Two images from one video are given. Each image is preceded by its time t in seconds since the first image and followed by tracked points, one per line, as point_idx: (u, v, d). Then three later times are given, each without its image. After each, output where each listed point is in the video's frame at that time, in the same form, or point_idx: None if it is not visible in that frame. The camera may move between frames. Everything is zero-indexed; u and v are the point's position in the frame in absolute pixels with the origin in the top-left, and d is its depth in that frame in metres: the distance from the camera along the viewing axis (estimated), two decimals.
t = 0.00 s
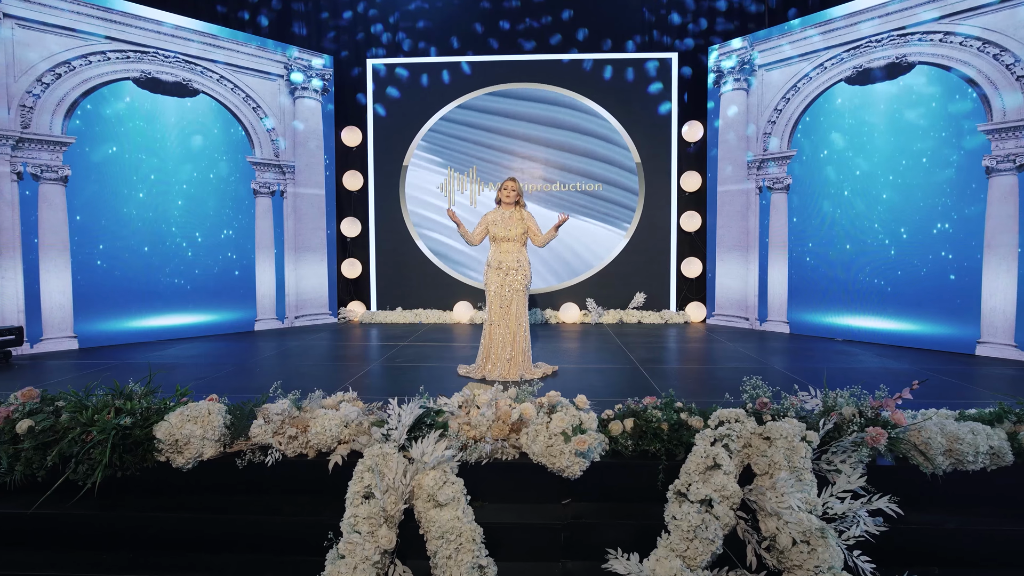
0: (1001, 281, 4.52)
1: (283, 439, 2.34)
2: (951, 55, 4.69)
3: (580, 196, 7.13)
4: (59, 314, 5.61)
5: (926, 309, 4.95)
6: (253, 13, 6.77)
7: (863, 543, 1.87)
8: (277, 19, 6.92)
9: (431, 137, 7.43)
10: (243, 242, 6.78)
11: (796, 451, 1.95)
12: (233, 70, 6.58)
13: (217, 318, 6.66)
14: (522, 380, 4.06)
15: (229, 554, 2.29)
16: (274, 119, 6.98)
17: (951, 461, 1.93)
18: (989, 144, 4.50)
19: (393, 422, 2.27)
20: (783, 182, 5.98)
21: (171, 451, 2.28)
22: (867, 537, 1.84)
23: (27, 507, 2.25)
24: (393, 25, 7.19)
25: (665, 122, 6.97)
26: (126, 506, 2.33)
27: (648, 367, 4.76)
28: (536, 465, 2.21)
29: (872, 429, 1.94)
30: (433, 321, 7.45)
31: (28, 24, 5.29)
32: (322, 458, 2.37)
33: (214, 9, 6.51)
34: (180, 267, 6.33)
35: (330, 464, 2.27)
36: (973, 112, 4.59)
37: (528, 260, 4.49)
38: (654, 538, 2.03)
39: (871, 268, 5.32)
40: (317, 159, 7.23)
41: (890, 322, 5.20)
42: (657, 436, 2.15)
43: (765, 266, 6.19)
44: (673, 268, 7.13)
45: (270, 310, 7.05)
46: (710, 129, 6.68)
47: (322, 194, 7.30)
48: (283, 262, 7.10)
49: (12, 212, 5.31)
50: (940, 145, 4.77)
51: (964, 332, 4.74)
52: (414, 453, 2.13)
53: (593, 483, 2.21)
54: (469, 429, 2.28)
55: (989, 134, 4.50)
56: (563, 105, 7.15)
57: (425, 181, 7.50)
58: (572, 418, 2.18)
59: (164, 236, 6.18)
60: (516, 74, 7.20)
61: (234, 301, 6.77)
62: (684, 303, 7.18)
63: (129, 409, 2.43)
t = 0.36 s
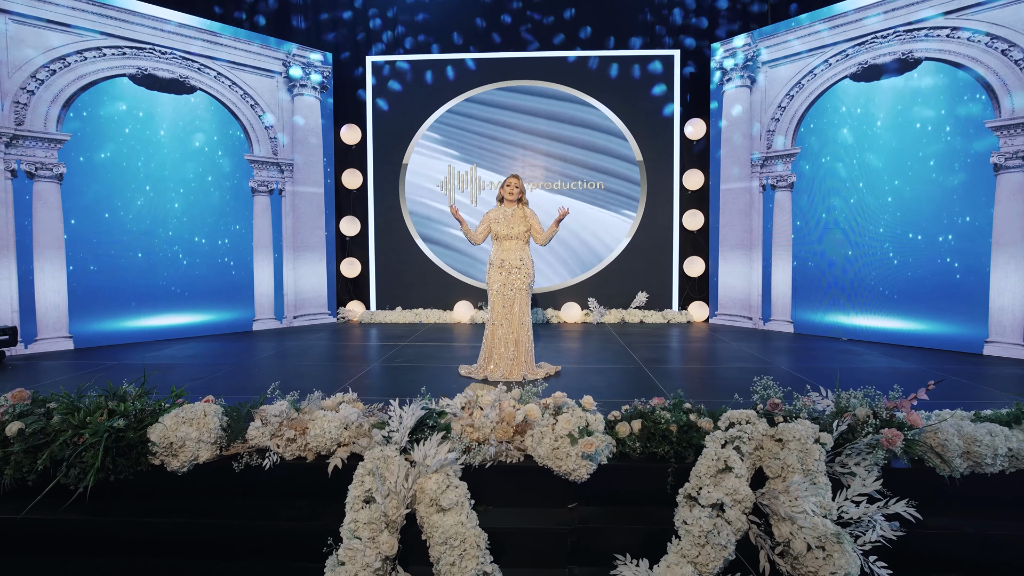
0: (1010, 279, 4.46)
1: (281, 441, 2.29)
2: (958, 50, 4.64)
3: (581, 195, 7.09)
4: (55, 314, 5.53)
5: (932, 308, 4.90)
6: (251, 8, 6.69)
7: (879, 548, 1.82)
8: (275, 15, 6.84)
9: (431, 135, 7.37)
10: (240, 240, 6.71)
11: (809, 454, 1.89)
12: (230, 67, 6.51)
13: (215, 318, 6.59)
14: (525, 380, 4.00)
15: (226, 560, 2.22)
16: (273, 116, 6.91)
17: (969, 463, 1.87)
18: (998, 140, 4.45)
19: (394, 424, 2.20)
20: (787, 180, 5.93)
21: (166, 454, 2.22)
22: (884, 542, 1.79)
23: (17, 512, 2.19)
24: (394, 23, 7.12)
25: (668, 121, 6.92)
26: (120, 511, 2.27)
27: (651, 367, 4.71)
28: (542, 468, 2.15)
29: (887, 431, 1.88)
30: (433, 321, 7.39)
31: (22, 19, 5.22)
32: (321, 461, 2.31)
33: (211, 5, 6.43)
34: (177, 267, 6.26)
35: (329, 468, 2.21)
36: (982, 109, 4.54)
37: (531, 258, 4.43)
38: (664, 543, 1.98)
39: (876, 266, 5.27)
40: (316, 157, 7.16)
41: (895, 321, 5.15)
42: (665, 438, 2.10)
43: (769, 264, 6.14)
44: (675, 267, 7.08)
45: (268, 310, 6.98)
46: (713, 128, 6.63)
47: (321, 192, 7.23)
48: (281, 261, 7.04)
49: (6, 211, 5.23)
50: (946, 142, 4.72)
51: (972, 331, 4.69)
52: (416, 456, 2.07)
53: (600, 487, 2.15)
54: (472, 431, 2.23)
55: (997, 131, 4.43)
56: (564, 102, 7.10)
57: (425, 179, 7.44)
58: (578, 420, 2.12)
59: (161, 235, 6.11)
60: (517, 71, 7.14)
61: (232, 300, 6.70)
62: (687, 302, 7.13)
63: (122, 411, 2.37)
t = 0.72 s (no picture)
0: (1015, 278, 4.43)
1: (277, 445, 2.23)
2: (961, 45, 4.62)
3: (581, 193, 7.04)
4: (47, 315, 5.44)
5: (936, 307, 4.87)
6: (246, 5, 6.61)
7: (894, 554, 1.76)
8: (271, 11, 6.76)
9: (430, 133, 7.31)
10: (235, 238, 6.62)
11: (821, 457, 1.84)
12: (226, 64, 6.43)
13: (210, 318, 6.51)
14: (526, 381, 3.94)
15: (221, 568, 2.16)
16: (269, 113, 6.83)
17: (985, 466, 1.82)
18: (1003, 138, 4.42)
19: (394, 427, 2.14)
20: (789, 179, 5.90)
21: (158, 458, 2.16)
22: (899, 548, 1.74)
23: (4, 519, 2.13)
24: (393, 21, 7.06)
25: (669, 120, 6.87)
26: (111, 518, 2.21)
27: (653, 367, 4.66)
28: (545, 472, 2.10)
29: (901, 433, 1.83)
30: (431, 321, 7.33)
31: (13, 15, 5.13)
32: (319, 465, 2.25)
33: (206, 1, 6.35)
34: (173, 267, 6.19)
35: (327, 472, 2.15)
36: (987, 106, 4.51)
37: (532, 257, 4.38)
38: (672, 550, 1.93)
39: (877, 264, 5.25)
40: (312, 155, 7.09)
41: (898, 321, 5.12)
42: (673, 440, 2.04)
43: (770, 263, 6.11)
44: (675, 266, 7.03)
45: (265, 310, 6.90)
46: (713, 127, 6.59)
47: (318, 191, 7.16)
48: (278, 261, 6.97)
49: None
50: (950, 139, 4.68)
51: (977, 330, 4.66)
52: (416, 460, 2.02)
53: (607, 491, 2.09)
54: (475, 434, 2.18)
55: (1001, 128, 4.41)
56: (564, 100, 7.04)
57: (424, 178, 7.38)
58: (583, 422, 2.07)
59: (156, 235, 6.03)
60: (516, 68, 7.09)
61: (228, 300, 6.63)
62: (687, 302, 7.08)
63: (113, 414, 2.30)
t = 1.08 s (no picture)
0: (1019, 277, 4.41)
1: (274, 450, 2.16)
2: (964, 42, 4.59)
3: (580, 192, 6.99)
4: (38, 315, 5.35)
5: (939, 306, 4.84)
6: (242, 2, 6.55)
7: (910, 560, 1.71)
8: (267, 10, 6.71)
9: (428, 131, 7.25)
10: (231, 238, 6.55)
11: (834, 461, 1.78)
12: (221, 61, 6.35)
13: (205, 319, 6.43)
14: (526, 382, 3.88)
15: None
16: (264, 112, 6.75)
17: (1002, 470, 1.77)
18: (1007, 136, 4.39)
19: (394, 431, 2.09)
20: (790, 177, 5.87)
21: (150, 464, 2.10)
22: (915, 555, 1.68)
23: None
24: (393, 19, 7.00)
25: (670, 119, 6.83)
26: (101, 526, 2.14)
27: (655, 367, 4.60)
28: (549, 477, 2.04)
29: (915, 436, 1.78)
30: (429, 321, 7.27)
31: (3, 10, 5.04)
32: (317, 470, 2.19)
33: None
34: (167, 267, 6.10)
35: (325, 477, 2.09)
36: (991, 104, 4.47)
37: (533, 256, 4.32)
38: (681, 557, 1.87)
39: (880, 263, 5.23)
40: (309, 153, 7.02)
41: (901, 320, 5.10)
42: (680, 444, 1.99)
43: (771, 263, 6.07)
44: (676, 266, 6.99)
45: (260, 310, 6.83)
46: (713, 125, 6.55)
47: (315, 190, 7.09)
48: (274, 261, 6.89)
49: None
50: (954, 136, 4.65)
51: (981, 330, 4.63)
52: (417, 465, 1.97)
53: (613, 496, 2.04)
54: (476, 437, 2.12)
55: (1005, 125, 4.38)
56: (563, 99, 6.99)
57: (422, 177, 7.32)
58: (589, 426, 2.01)
59: (151, 235, 5.95)
60: (516, 66, 7.03)
61: (223, 300, 6.55)
62: (687, 301, 7.04)
63: (103, 418, 2.23)
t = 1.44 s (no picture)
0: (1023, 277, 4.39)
1: (269, 456, 2.10)
2: (967, 40, 4.57)
3: (580, 192, 6.94)
4: (28, 317, 5.25)
5: (943, 306, 4.82)
6: None
7: (926, 568, 1.66)
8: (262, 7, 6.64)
9: (425, 130, 7.18)
10: (226, 238, 6.47)
11: (847, 466, 1.73)
12: (215, 58, 6.27)
13: (199, 320, 6.34)
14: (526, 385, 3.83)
15: None
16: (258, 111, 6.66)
17: (1019, 474, 1.73)
18: (1010, 134, 4.38)
19: (393, 436, 2.03)
20: (790, 176, 5.84)
21: (141, 471, 2.03)
22: (933, 563, 1.63)
23: None
24: (392, 16, 6.94)
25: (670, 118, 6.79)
26: (89, 537, 2.07)
27: (657, 368, 4.56)
28: (553, 484, 1.99)
29: (929, 440, 1.73)
30: (426, 322, 7.20)
31: None
32: (314, 477, 2.13)
33: None
34: (160, 267, 6.01)
35: (322, 485, 2.03)
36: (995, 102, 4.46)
37: (533, 257, 4.26)
38: (689, 565, 1.83)
39: (881, 263, 5.20)
40: (305, 152, 6.93)
41: (903, 321, 5.08)
42: (688, 448, 1.94)
43: (771, 262, 6.04)
44: (675, 266, 6.95)
45: (255, 311, 6.74)
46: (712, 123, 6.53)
47: (310, 189, 7.01)
48: (269, 261, 6.80)
49: None
50: (957, 135, 4.63)
51: (985, 330, 4.61)
52: (417, 471, 1.91)
53: (620, 503, 1.98)
54: (478, 443, 2.08)
55: (1009, 123, 4.37)
56: (561, 98, 6.94)
57: (419, 176, 7.25)
58: (594, 430, 1.96)
59: (143, 235, 5.85)
60: (514, 64, 6.98)
61: (218, 301, 6.46)
62: (687, 302, 7.01)
63: (92, 423, 2.16)
